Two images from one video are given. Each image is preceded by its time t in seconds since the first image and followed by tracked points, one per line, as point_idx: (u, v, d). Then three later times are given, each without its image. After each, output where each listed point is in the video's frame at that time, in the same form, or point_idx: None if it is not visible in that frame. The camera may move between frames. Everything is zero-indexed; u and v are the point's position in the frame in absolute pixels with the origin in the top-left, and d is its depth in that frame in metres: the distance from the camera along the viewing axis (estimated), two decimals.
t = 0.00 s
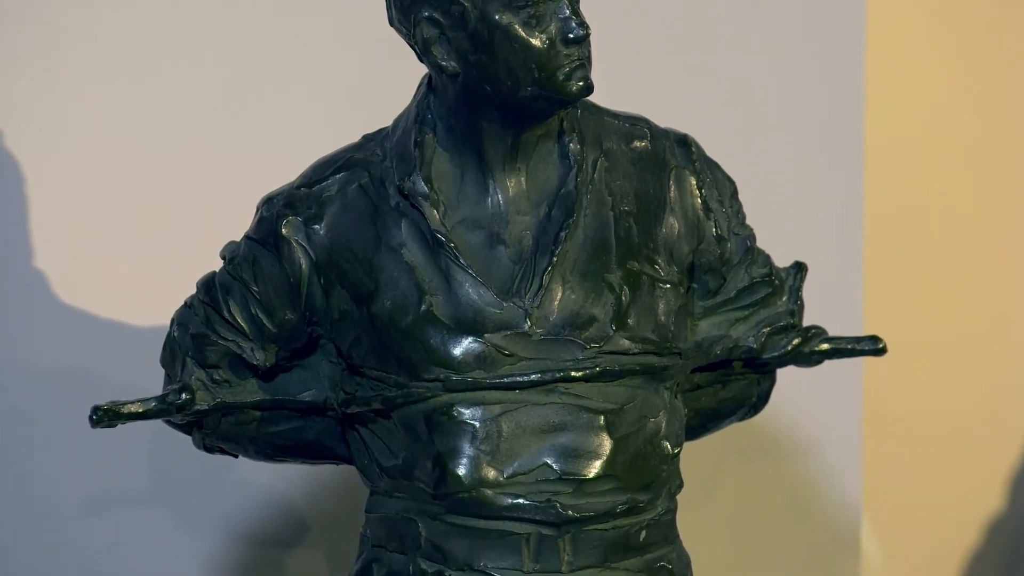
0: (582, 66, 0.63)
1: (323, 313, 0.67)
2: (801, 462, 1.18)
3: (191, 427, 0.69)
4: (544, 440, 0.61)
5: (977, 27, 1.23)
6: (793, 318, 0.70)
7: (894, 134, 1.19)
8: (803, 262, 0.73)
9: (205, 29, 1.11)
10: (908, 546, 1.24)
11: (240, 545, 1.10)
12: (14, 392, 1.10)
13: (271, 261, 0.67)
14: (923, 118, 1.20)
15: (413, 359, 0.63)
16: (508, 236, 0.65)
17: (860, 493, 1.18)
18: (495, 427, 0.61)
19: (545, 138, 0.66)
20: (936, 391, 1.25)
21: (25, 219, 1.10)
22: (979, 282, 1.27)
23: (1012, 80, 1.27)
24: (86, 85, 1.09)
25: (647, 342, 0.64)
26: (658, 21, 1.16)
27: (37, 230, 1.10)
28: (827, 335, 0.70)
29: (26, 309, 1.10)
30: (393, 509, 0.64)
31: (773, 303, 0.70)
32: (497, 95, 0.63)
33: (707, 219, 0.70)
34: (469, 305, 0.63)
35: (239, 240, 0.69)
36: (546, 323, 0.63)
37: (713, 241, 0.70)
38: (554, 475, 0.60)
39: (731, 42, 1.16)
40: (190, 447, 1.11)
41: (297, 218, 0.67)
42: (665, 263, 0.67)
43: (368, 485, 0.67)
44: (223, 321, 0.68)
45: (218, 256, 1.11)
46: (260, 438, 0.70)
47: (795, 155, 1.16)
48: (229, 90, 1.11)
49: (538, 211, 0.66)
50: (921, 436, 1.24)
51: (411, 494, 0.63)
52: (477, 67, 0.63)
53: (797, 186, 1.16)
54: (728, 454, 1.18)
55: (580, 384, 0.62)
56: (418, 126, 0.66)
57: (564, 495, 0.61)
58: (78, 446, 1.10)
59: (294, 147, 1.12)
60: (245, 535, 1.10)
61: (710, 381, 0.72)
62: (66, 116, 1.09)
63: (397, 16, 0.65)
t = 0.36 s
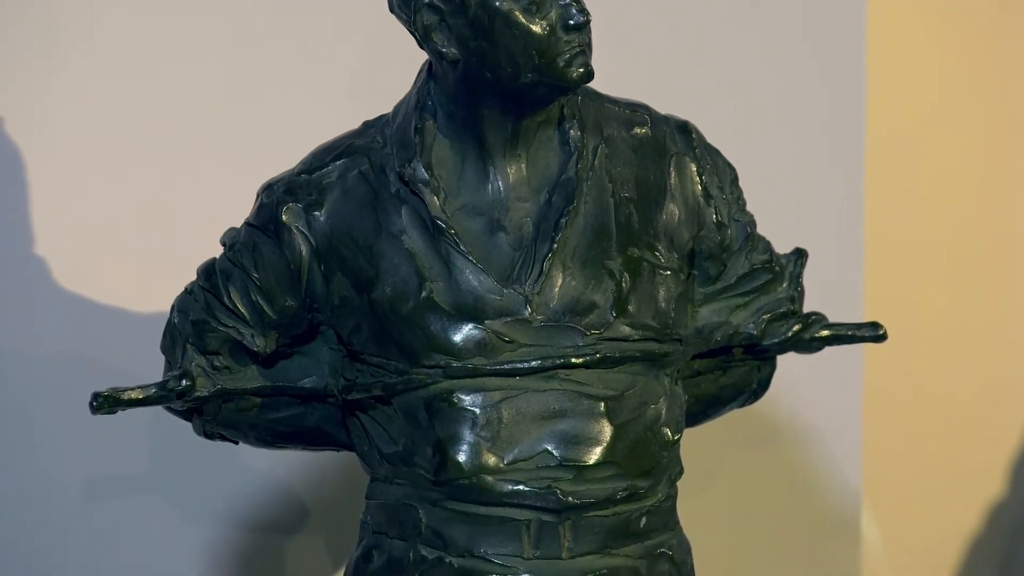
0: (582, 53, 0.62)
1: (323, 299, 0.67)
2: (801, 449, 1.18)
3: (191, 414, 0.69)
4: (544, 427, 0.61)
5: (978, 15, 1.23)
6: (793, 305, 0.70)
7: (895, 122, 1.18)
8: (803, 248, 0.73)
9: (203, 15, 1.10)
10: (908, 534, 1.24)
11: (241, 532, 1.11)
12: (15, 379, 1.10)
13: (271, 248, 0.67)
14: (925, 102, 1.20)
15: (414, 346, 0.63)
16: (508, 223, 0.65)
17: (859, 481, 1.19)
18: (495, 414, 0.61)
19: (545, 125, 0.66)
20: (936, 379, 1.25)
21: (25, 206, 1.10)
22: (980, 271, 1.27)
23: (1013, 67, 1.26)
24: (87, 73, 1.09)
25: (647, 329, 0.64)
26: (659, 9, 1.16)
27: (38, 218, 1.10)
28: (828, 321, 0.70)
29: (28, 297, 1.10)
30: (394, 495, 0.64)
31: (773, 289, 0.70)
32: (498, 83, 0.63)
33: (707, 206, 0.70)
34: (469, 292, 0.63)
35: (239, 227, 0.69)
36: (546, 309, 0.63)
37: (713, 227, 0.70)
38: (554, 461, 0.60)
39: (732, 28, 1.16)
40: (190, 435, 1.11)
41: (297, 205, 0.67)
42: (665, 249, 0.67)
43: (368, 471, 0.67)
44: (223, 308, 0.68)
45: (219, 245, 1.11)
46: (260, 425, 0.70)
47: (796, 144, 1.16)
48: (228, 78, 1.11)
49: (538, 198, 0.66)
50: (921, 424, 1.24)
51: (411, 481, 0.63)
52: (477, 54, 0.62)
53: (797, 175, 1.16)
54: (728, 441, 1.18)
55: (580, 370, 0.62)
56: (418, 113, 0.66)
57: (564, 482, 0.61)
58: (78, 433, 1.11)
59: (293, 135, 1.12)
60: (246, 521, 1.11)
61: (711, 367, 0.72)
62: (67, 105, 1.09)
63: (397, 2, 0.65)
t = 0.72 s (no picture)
0: (582, 31, 0.62)
1: (323, 278, 0.67)
2: (801, 427, 1.19)
3: (190, 391, 0.70)
4: (543, 405, 0.61)
5: None
6: (793, 283, 0.70)
7: (896, 100, 1.18)
8: (803, 227, 0.73)
9: None
10: (908, 511, 1.24)
11: (242, 509, 1.11)
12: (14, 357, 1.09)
13: (271, 226, 0.67)
14: (927, 79, 1.19)
15: (413, 324, 0.63)
16: (508, 201, 0.65)
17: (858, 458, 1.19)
18: (495, 392, 0.61)
19: (544, 103, 0.66)
20: (936, 358, 1.25)
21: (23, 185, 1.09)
22: (979, 250, 1.27)
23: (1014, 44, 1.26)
24: (84, 48, 1.08)
25: (647, 306, 0.64)
26: None
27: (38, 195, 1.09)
28: (828, 299, 0.70)
29: (27, 274, 1.09)
30: (394, 473, 0.65)
31: (773, 267, 0.70)
32: (497, 61, 0.62)
33: (707, 184, 0.70)
34: (469, 270, 0.62)
35: (239, 205, 0.69)
36: (546, 288, 0.63)
37: (713, 205, 0.70)
38: (554, 439, 0.60)
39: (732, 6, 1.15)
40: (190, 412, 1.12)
41: (296, 183, 0.67)
42: (665, 227, 0.67)
43: (368, 449, 0.68)
44: (222, 286, 0.68)
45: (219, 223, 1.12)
46: (260, 403, 0.70)
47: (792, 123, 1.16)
48: (227, 56, 1.10)
49: (538, 176, 0.66)
50: (921, 402, 1.24)
51: (411, 459, 0.64)
52: (477, 32, 0.62)
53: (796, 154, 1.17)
54: (728, 419, 1.19)
55: (580, 348, 0.62)
56: (418, 91, 0.66)
57: (564, 459, 0.61)
58: (77, 410, 1.11)
59: (293, 114, 1.12)
60: (247, 498, 1.11)
61: (710, 344, 0.72)
62: (64, 79, 1.08)
63: None
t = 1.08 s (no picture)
0: (582, 7, 0.61)
1: (323, 255, 0.67)
2: (801, 405, 1.19)
3: (192, 369, 0.70)
4: (544, 382, 0.61)
5: None
6: (794, 261, 0.70)
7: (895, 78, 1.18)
8: (804, 204, 0.73)
9: None
10: (907, 487, 1.25)
11: (244, 486, 1.12)
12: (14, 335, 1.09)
13: (271, 203, 0.67)
14: (925, 57, 1.20)
15: (413, 301, 0.63)
16: (508, 178, 0.64)
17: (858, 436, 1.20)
18: (495, 369, 0.61)
19: (545, 80, 0.65)
20: (935, 336, 1.25)
21: (24, 162, 1.09)
22: (980, 228, 1.27)
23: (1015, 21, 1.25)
24: (82, 25, 1.07)
25: (647, 284, 0.64)
26: None
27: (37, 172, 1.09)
28: (828, 277, 0.70)
29: (28, 252, 1.09)
30: (394, 451, 0.65)
31: (774, 245, 0.70)
32: (498, 38, 0.62)
33: (708, 161, 0.70)
34: (470, 248, 0.62)
35: (240, 182, 0.69)
36: (547, 265, 0.63)
37: (713, 182, 0.70)
38: (554, 417, 0.60)
39: None
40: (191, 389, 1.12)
41: (297, 160, 0.67)
42: (665, 205, 0.67)
43: (369, 427, 0.68)
44: (222, 263, 0.68)
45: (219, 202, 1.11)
46: (260, 380, 0.70)
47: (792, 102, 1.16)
48: (227, 33, 1.10)
49: (538, 153, 0.65)
50: (920, 380, 1.25)
51: (411, 437, 0.64)
52: (477, 9, 0.61)
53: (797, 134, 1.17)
54: (728, 397, 1.19)
55: (580, 326, 0.62)
56: (418, 68, 0.65)
57: (564, 437, 0.61)
58: (77, 388, 1.11)
59: (293, 93, 1.11)
60: (249, 475, 1.12)
61: (711, 322, 0.72)
62: (62, 58, 1.08)
63: None
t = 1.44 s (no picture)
0: None
1: (323, 236, 0.67)
2: (801, 385, 1.19)
3: (191, 349, 0.70)
4: (543, 363, 0.61)
5: None
6: (793, 241, 0.70)
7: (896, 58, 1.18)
8: (804, 184, 0.73)
9: None
10: (907, 469, 1.26)
11: (244, 467, 1.12)
12: (16, 316, 1.10)
13: (271, 184, 0.67)
14: (927, 37, 1.20)
15: (413, 282, 0.63)
16: (508, 158, 0.64)
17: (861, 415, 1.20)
18: (495, 350, 0.61)
19: (545, 61, 0.65)
20: (935, 316, 1.26)
21: (26, 142, 1.09)
22: (979, 208, 1.27)
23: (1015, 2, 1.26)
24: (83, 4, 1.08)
25: (647, 265, 0.64)
26: None
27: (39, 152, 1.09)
28: (828, 257, 0.70)
29: (32, 231, 1.10)
30: (394, 431, 0.65)
31: (773, 225, 0.70)
32: (497, 18, 0.61)
33: (708, 141, 0.70)
34: (470, 228, 0.62)
35: (240, 163, 0.69)
36: (546, 246, 0.63)
37: (713, 163, 0.70)
38: (554, 397, 0.60)
39: None
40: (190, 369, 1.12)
41: (296, 140, 0.66)
42: (665, 185, 0.67)
43: (369, 407, 0.68)
44: (222, 244, 0.68)
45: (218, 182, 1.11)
46: (260, 360, 0.71)
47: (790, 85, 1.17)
48: (226, 13, 1.09)
49: (538, 134, 0.65)
50: (919, 361, 1.25)
51: (411, 417, 0.64)
52: None
53: (797, 114, 1.16)
54: (727, 376, 1.20)
55: (580, 306, 0.62)
56: (418, 49, 0.65)
57: (564, 417, 0.61)
58: (78, 367, 1.11)
59: (293, 71, 1.11)
60: (249, 455, 1.12)
61: (710, 303, 0.72)
62: (63, 39, 1.08)
63: None
